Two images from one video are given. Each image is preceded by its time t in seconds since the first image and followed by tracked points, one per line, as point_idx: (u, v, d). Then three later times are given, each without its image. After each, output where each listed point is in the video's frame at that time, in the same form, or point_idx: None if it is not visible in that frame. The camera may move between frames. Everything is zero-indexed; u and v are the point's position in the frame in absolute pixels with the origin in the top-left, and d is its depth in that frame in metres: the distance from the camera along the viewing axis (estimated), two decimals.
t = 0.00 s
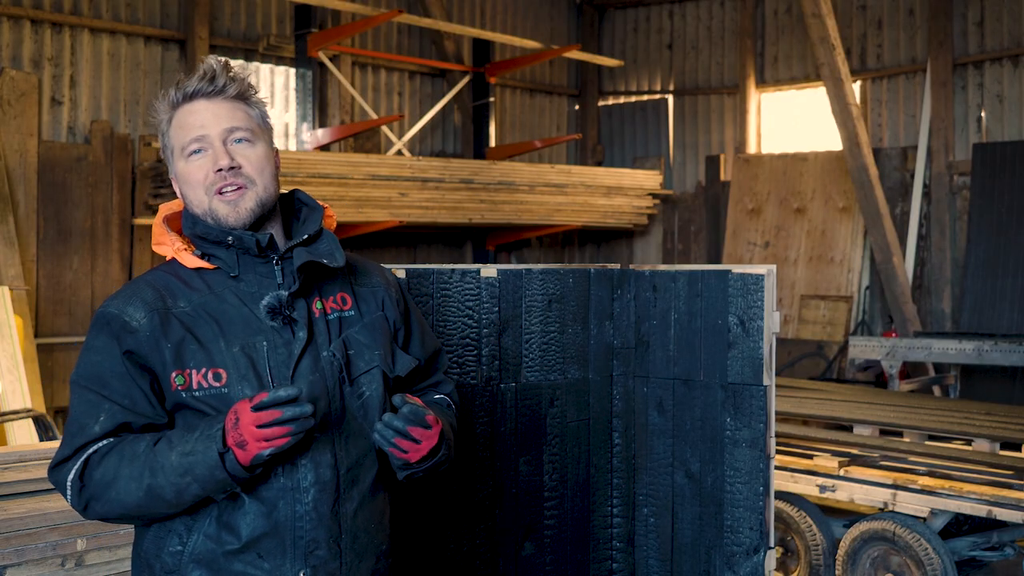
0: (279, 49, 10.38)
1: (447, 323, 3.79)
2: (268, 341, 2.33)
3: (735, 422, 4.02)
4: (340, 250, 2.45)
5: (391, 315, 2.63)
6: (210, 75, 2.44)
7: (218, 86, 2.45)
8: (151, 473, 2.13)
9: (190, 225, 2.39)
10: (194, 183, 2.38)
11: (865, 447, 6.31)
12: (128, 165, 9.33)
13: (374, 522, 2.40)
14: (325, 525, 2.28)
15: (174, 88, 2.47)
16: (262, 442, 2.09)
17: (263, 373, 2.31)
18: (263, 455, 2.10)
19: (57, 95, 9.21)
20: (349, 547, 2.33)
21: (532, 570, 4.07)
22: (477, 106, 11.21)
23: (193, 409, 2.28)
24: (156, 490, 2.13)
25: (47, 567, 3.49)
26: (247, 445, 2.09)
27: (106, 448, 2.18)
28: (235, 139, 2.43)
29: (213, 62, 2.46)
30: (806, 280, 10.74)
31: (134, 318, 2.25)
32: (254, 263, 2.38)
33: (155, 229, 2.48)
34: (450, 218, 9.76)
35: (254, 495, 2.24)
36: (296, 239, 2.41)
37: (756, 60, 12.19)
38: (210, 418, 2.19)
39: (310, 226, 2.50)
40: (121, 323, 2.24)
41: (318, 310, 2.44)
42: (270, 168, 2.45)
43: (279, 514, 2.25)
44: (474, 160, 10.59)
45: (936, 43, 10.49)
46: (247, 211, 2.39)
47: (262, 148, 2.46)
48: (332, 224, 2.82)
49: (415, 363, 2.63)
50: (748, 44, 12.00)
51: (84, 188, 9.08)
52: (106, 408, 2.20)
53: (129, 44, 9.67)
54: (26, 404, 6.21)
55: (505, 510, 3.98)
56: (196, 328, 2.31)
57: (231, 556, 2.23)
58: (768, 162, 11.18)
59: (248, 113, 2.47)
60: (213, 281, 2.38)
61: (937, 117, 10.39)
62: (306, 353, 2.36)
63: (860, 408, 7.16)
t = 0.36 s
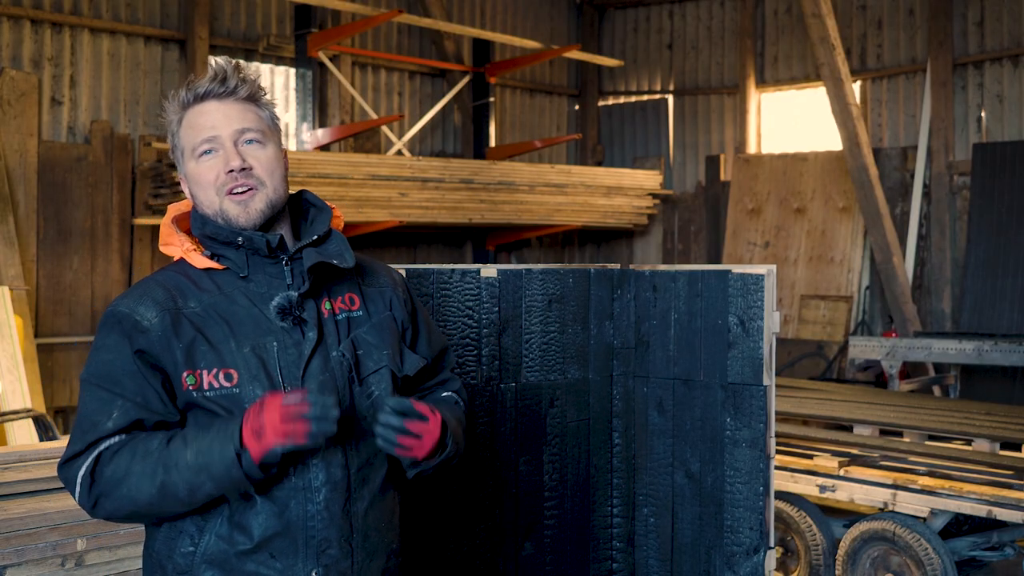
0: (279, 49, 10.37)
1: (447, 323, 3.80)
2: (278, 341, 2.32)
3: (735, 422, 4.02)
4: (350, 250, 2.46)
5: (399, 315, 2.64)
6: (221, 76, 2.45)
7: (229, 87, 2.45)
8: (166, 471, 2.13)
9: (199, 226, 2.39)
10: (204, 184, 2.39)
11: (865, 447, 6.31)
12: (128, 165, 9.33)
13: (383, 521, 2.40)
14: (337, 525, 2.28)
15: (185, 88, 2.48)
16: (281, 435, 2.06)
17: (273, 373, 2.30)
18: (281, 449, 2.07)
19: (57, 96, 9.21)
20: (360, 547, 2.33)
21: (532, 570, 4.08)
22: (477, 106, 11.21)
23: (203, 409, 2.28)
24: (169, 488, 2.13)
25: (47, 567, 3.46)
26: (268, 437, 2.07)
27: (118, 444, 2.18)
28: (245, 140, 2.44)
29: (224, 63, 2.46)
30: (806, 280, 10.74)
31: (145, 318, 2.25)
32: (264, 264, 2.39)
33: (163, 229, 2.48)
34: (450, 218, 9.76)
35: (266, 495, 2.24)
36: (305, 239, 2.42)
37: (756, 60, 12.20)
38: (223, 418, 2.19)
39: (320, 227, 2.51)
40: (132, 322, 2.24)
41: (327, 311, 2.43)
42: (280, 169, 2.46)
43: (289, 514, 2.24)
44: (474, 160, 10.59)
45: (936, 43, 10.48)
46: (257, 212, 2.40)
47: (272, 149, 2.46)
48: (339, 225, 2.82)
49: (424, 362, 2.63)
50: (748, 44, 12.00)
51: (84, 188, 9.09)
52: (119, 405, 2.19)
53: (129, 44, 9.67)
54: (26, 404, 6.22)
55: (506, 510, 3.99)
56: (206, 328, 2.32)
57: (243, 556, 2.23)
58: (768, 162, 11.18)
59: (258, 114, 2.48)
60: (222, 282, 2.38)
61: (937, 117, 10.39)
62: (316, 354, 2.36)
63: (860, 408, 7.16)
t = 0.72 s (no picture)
0: (279, 49, 10.36)
1: (447, 323, 3.79)
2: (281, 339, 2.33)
3: (735, 422, 4.02)
4: (353, 249, 2.47)
5: (402, 313, 2.64)
6: (227, 77, 2.45)
7: (234, 88, 2.46)
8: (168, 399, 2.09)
9: (203, 224, 2.38)
10: (209, 183, 2.38)
11: (865, 447, 6.31)
12: (128, 165, 9.34)
13: (386, 520, 2.39)
14: (339, 522, 2.28)
15: (190, 88, 2.48)
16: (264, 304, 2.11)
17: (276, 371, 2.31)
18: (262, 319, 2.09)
19: (57, 96, 9.21)
20: (362, 544, 2.32)
21: (532, 570, 4.08)
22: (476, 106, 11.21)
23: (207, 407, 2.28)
24: (172, 411, 2.08)
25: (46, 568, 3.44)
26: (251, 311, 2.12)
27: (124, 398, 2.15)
28: (250, 140, 2.43)
29: (230, 63, 2.46)
30: (806, 280, 10.74)
31: (149, 309, 2.25)
32: (267, 262, 2.40)
33: (167, 228, 2.46)
34: (450, 218, 9.77)
35: (268, 493, 2.24)
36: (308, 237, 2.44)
37: (756, 60, 12.20)
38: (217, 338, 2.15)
39: (322, 225, 2.50)
40: (137, 313, 2.24)
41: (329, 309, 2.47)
42: (284, 169, 2.46)
43: (292, 512, 2.25)
44: (474, 160, 10.59)
45: (936, 43, 10.48)
46: (261, 211, 2.39)
47: (276, 149, 2.46)
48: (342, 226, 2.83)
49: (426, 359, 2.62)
50: (748, 44, 12.00)
51: (84, 188, 9.09)
52: (130, 374, 2.18)
53: (129, 44, 9.67)
54: (26, 404, 6.22)
55: (506, 510, 3.99)
56: (210, 325, 2.32)
57: (245, 553, 2.22)
58: (768, 162, 11.17)
59: (263, 115, 2.48)
60: (226, 280, 2.39)
61: (937, 117, 10.39)
62: (318, 351, 2.37)
63: (861, 408, 7.16)
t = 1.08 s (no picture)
0: (279, 49, 10.37)
1: (447, 323, 3.80)
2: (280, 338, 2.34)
3: (735, 422, 4.01)
4: (353, 249, 2.47)
5: (401, 314, 2.64)
6: (225, 74, 2.48)
7: (232, 85, 2.48)
8: (172, 412, 2.08)
9: (203, 223, 2.38)
10: (208, 179, 2.39)
11: (865, 447, 6.31)
12: (128, 165, 9.35)
13: (386, 520, 2.39)
14: (339, 521, 2.27)
15: (189, 88, 2.51)
16: (275, 327, 2.09)
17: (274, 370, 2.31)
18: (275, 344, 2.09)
19: (57, 96, 9.21)
20: (362, 543, 2.32)
21: (533, 570, 4.08)
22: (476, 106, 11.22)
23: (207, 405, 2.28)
24: (176, 426, 2.08)
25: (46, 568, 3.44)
26: (260, 334, 2.09)
27: (126, 406, 2.14)
28: (249, 136, 2.45)
29: (228, 62, 2.49)
30: (806, 280, 10.74)
31: (149, 309, 2.25)
32: (268, 262, 2.40)
33: (167, 228, 2.48)
34: (451, 218, 9.77)
35: (268, 493, 2.24)
36: (309, 237, 2.43)
37: (756, 60, 12.20)
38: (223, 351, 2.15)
39: (322, 226, 2.49)
40: (137, 314, 2.24)
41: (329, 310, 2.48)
42: (283, 166, 2.46)
43: (293, 511, 2.25)
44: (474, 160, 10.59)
45: (936, 43, 10.48)
46: (260, 207, 2.39)
47: (275, 146, 2.47)
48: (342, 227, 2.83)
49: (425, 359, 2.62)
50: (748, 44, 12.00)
51: (83, 188, 9.10)
52: (131, 379, 2.18)
53: (129, 44, 9.66)
54: (26, 404, 6.23)
55: (505, 510, 3.98)
56: (210, 326, 2.32)
57: (246, 553, 2.22)
58: (768, 162, 11.18)
59: (261, 113, 2.50)
60: (226, 279, 2.38)
61: (937, 117, 10.38)
62: (319, 353, 2.38)
63: (861, 408, 7.16)
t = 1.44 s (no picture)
0: (279, 49, 10.37)
1: (447, 323, 3.79)
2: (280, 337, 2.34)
3: (735, 422, 4.01)
4: (352, 248, 2.47)
5: (399, 314, 2.65)
6: (229, 75, 2.47)
7: (236, 87, 2.48)
8: (178, 412, 2.09)
9: (203, 222, 2.37)
10: (210, 179, 2.39)
11: (865, 447, 6.31)
12: (128, 165, 9.35)
13: (385, 519, 2.39)
14: (339, 520, 2.28)
15: (192, 87, 2.50)
16: (280, 323, 2.10)
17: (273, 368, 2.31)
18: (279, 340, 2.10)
19: (57, 96, 9.20)
20: (362, 542, 2.32)
21: (533, 570, 4.07)
22: (476, 106, 11.22)
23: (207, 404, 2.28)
24: (183, 425, 2.08)
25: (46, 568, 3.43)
26: (264, 331, 2.10)
27: (131, 407, 2.14)
28: (251, 138, 2.45)
29: (231, 63, 2.49)
30: (806, 280, 10.74)
31: (150, 308, 2.25)
32: (267, 262, 2.39)
33: (165, 227, 2.46)
34: (451, 218, 9.77)
35: (269, 491, 2.24)
36: (308, 236, 2.43)
37: (756, 60, 12.21)
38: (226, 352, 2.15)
39: (321, 226, 2.49)
40: (138, 313, 2.24)
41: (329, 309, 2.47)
42: (285, 168, 2.47)
43: (293, 511, 2.25)
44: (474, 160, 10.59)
45: (936, 43, 10.48)
46: (262, 207, 2.39)
47: (277, 148, 2.48)
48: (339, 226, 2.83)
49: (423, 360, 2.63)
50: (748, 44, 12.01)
51: (83, 188, 9.11)
52: (133, 378, 2.18)
53: (129, 44, 9.65)
54: (26, 403, 6.23)
55: (505, 510, 3.98)
56: (209, 325, 2.32)
57: (246, 552, 2.22)
58: (768, 162, 11.17)
59: (264, 115, 2.50)
60: (226, 278, 2.38)
61: (937, 117, 10.38)
62: (319, 353, 2.38)
63: (861, 408, 7.16)
